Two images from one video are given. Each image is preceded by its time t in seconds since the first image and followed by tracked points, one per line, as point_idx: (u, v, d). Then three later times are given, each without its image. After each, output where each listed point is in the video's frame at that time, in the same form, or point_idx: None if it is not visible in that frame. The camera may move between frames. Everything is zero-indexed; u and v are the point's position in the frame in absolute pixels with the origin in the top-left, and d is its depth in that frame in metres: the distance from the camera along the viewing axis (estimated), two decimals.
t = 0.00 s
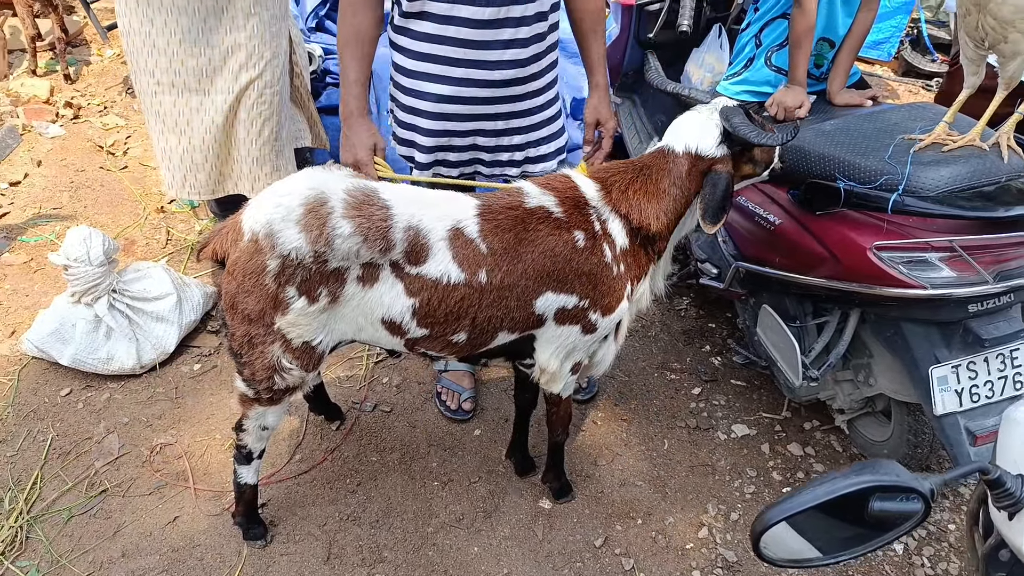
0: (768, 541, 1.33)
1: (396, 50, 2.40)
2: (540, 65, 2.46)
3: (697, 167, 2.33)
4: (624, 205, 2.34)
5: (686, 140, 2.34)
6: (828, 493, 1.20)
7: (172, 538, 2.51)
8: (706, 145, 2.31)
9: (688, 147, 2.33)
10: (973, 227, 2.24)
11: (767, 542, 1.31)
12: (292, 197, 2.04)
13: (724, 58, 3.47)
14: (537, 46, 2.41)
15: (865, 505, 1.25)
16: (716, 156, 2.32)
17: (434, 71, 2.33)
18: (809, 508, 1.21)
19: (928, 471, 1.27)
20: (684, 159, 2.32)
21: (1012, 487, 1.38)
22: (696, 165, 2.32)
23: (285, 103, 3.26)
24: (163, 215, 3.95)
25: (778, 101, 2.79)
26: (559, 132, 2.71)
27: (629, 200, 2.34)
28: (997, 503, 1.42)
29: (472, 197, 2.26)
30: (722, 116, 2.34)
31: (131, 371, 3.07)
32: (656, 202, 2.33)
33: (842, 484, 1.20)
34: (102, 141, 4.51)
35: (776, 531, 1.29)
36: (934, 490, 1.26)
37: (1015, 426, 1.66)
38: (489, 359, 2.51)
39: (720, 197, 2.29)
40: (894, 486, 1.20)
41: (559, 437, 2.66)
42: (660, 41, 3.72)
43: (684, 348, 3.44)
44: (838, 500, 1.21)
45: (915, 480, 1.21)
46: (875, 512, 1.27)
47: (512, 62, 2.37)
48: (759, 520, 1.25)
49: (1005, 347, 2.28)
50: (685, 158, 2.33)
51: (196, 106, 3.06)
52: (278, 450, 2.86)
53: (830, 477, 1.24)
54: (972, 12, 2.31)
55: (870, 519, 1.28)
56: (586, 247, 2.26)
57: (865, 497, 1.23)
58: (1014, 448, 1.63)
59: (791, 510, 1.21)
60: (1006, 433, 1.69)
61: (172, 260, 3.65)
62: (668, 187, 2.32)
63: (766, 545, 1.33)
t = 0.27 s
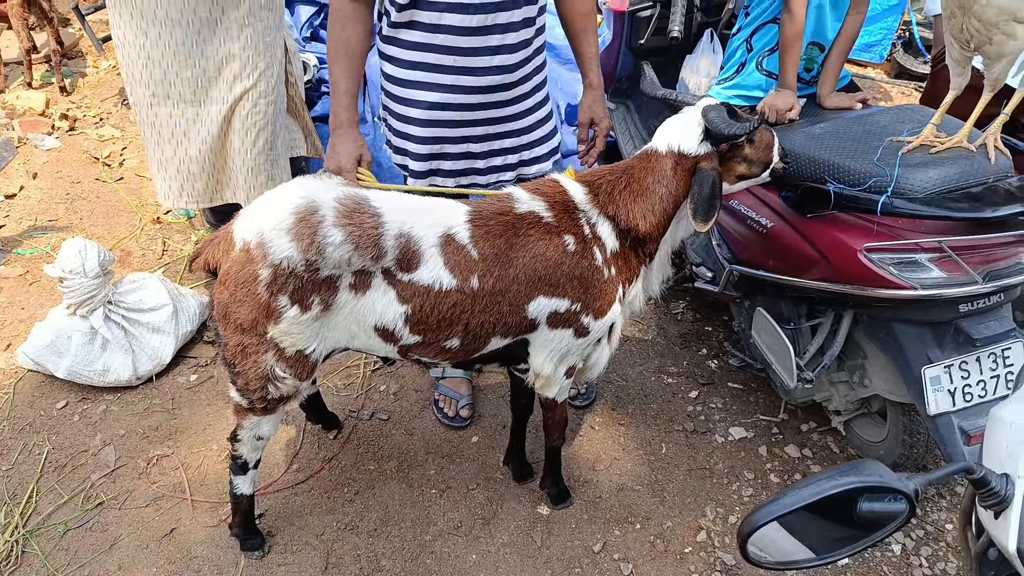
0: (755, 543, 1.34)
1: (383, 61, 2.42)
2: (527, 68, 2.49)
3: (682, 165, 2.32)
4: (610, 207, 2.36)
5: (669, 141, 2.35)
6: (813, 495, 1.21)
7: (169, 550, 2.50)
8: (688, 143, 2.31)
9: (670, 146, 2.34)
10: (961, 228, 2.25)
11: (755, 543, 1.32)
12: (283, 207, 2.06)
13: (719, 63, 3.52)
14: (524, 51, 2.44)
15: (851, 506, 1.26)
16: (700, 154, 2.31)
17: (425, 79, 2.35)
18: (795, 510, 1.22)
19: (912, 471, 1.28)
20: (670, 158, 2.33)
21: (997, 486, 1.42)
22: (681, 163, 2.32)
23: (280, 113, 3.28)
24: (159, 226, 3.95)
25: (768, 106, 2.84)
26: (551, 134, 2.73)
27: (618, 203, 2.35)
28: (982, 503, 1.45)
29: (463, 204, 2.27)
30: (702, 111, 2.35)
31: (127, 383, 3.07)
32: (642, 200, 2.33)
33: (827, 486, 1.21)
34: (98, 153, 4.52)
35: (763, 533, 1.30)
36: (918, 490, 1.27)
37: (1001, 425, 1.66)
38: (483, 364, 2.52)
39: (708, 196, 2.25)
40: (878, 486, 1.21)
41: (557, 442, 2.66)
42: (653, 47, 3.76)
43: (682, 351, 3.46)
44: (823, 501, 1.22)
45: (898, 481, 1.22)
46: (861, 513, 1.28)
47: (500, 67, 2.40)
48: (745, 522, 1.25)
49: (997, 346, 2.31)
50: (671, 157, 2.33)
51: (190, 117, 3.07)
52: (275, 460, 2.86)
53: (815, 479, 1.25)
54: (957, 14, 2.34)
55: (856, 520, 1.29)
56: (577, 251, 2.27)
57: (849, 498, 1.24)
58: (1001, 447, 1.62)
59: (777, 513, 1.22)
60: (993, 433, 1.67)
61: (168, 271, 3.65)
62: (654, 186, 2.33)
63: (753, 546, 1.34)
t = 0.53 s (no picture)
0: (747, 550, 1.35)
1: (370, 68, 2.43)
2: (514, 71, 2.50)
3: (667, 163, 2.32)
4: (597, 211, 2.36)
5: (651, 139, 2.34)
6: (802, 500, 1.22)
7: (162, 567, 2.47)
8: (671, 141, 2.31)
9: (653, 144, 2.33)
10: (949, 229, 2.26)
11: (747, 550, 1.33)
12: (270, 219, 2.05)
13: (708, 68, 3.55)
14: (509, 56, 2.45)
15: (840, 511, 1.28)
16: (683, 150, 2.32)
17: (413, 85, 2.35)
18: (784, 516, 1.24)
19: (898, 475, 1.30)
20: (653, 157, 2.33)
21: (983, 488, 1.44)
22: (665, 160, 2.32)
23: (268, 123, 3.26)
24: (149, 238, 3.91)
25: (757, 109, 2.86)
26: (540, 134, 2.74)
27: (606, 208, 2.36)
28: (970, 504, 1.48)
29: (451, 213, 2.27)
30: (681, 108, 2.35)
31: (116, 399, 3.03)
32: (627, 204, 2.33)
33: (815, 491, 1.23)
34: (85, 165, 4.47)
35: (755, 540, 1.31)
36: (905, 493, 1.29)
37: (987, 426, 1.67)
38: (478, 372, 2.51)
39: (695, 192, 2.28)
40: (865, 490, 1.22)
41: (554, 449, 2.66)
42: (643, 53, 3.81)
43: (677, 355, 3.47)
44: (813, 507, 1.24)
45: (884, 484, 1.24)
46: (851, 518, 1.29)
47: (487, 72, 2.40)
48: (736, 530, 1.27)
49: (985, 345, 2.34)
50: (654, 157, 2.32)
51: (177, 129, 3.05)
52: (269, 473, 2.83)
53: (804, 485, 1.26)
54: (940, 18, 2.38)
55: (847, 525, 1.30)
56: (566, 257, 2.28)
57: (838, 503, 1.25)
58: (988, 448, 1.64)
59: (767, 519, 1.24)
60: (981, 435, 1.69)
61: (158, 284, 3.61)
62: (640, 190, 2.32)
63: (745, 554, 1.35)
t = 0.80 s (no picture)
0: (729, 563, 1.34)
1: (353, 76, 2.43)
2: (497, 79, 2.51)
3: (649, 175, 2.34)
4: (581, 222, 2.37)
5: (635, 150, 2.36)
6: (784, 513, 1.23)
7: None
8: (655, 152, 2.33)
9: (637, 155, 2.35)
10: (931, 243, 2.30)
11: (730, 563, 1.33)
12: (253, 228, 2.05)
13: (695, 82, 3.58)
14: (493, 65, 2.45)
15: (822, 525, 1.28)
16: (666, 161, 2.33)
17: (395, 94, 2.37)
18: (766, 530, 1.23)
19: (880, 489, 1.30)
20: (636, 168, 2.35)
21: (964, 501, 1.44)
22: (648, 172, 2.34)
23: (256, 132, 3.25)
24: (134, 246, 3.89)
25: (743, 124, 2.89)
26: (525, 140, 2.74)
27: (590, 220, 2.36)
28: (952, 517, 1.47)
29: (436, 223, 2.27)
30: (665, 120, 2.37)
31: (99, 408, 3.00)
32: (610, 216, 2.35)
33: (797, 505, 1.23)
34: (70, 172, 4.45)
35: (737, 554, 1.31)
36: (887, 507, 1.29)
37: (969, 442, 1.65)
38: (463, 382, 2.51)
39: (677, 204, 2.29)
40: (847, 503, 1.23)
41: (540, 461, 2.65)
42: (630, 65, 3.81)
43: (663, 366, 3.48)
44: (794, 520, 1.24)
45: (867, 497, 1.24)
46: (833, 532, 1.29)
47: (469, 81, 2.41)
48: (718, 543, 1.26)
49: (967, 358, 2.36)
50: (638, 169, 2.35)
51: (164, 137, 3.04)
52: (253, 484, 2.80)
53: (786, 499, 1.26)
54: (921, 34, 2.41)
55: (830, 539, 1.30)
56: (550, 268, 2.28)
57: (819, 516, 1.25)
58: (970, 462, 1.61)
59: (749, 533, 1.23)
60: (961, 451, 1.67)
61: (143, 292, 3.59)
62: (624, 202, 2.34)
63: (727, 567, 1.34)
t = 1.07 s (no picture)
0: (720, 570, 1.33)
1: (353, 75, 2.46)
2: (497, 81, 2.50)
3: (645, 181, 2.33)
4: (574, 229, 2.36)
5: (630, 156, 2.34)
6: (774, 522, 1.20)
7: None
8: (653, 158, 2.32)
9: (634, 161, 2.33)
10: (923, 253, 2.30)
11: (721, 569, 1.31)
12: (244, 230, 2.05)
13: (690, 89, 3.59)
14: (490, 66, 2.43)
15: (813, 533, 1.25)
16: (662, 168, 2.32)
17: (393, 94, 2.37)
18: (756, 539, 1.22)
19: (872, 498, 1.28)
20: (631, 174, 2.34)
21: (955, 511, 1.41)
22: (643, 177, 2.33)
23: (251, 134, 3.25)
24: (127, 247, 3.89)
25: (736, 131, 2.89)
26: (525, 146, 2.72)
27: (582, 225, 2.36)
28: (942, 528, 1.44)
29: (427, 228, 2.27)
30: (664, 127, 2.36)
31: (89, 408, 3.00)
32: (604, 223, 2.34)
33: (787, 514, 1.21)
34: (64, 172, 4.45)
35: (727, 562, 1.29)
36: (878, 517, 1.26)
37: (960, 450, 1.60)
38: (453, 387, 2.50)
39: (669, 207, 2.27)
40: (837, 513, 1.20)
41: (529, 466, 2.65)
42: (625, 71, 3.86)
43: (655, 373, 3.47)
44: (784, 529, 1.22)
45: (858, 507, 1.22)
46: (825, 540, 1.27)
47: (466, 81, 2.40)
48: (707, 551, 1.25)
49: (960, 368, 2.35)
50: (632, 175, 2.33)
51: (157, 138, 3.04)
52: (242, 487, 2.80)
53: (776, 507, 1.24)
54: (916, 44, 2.40)
55: (821, 547, 1.28)
56: (542, 274, 2.28)
57: (809, 525, 1.23)
58: (956, 472, 1.55)
59: (738, 541, 1.22)
60: (951, 459, 1.59)
61: (135, 293, 3.59)
62: (618, 209, 2.33)
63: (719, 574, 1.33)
